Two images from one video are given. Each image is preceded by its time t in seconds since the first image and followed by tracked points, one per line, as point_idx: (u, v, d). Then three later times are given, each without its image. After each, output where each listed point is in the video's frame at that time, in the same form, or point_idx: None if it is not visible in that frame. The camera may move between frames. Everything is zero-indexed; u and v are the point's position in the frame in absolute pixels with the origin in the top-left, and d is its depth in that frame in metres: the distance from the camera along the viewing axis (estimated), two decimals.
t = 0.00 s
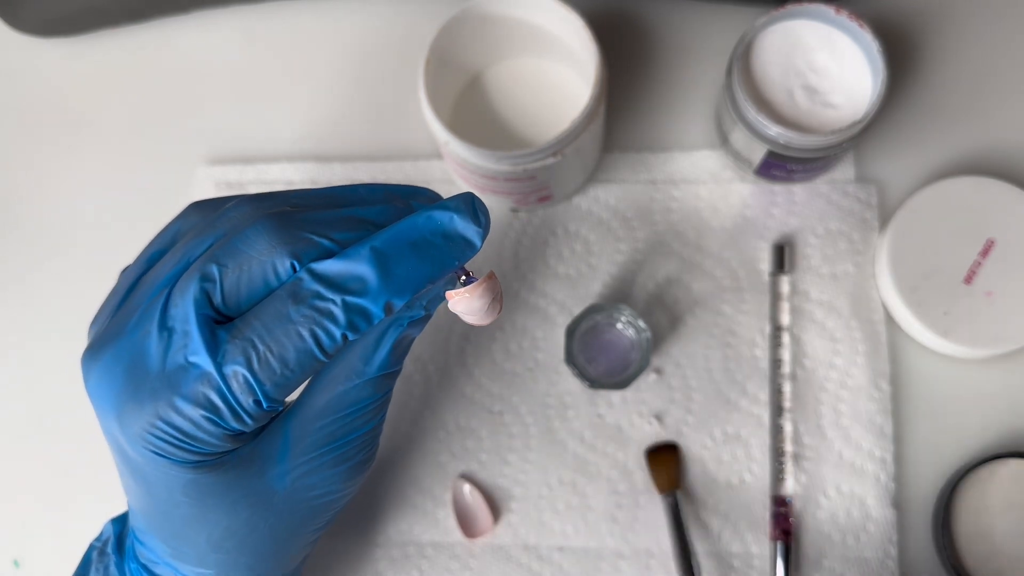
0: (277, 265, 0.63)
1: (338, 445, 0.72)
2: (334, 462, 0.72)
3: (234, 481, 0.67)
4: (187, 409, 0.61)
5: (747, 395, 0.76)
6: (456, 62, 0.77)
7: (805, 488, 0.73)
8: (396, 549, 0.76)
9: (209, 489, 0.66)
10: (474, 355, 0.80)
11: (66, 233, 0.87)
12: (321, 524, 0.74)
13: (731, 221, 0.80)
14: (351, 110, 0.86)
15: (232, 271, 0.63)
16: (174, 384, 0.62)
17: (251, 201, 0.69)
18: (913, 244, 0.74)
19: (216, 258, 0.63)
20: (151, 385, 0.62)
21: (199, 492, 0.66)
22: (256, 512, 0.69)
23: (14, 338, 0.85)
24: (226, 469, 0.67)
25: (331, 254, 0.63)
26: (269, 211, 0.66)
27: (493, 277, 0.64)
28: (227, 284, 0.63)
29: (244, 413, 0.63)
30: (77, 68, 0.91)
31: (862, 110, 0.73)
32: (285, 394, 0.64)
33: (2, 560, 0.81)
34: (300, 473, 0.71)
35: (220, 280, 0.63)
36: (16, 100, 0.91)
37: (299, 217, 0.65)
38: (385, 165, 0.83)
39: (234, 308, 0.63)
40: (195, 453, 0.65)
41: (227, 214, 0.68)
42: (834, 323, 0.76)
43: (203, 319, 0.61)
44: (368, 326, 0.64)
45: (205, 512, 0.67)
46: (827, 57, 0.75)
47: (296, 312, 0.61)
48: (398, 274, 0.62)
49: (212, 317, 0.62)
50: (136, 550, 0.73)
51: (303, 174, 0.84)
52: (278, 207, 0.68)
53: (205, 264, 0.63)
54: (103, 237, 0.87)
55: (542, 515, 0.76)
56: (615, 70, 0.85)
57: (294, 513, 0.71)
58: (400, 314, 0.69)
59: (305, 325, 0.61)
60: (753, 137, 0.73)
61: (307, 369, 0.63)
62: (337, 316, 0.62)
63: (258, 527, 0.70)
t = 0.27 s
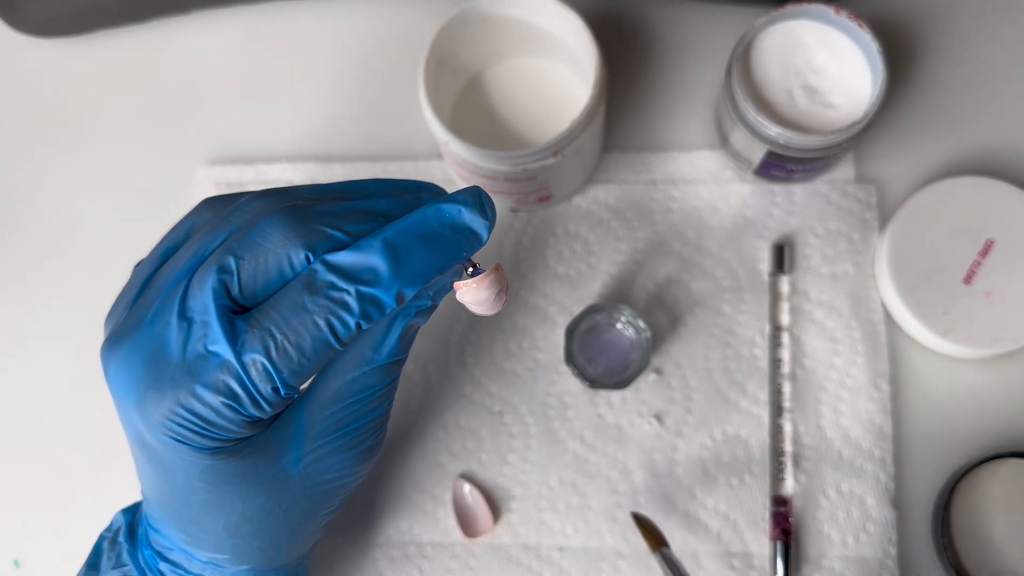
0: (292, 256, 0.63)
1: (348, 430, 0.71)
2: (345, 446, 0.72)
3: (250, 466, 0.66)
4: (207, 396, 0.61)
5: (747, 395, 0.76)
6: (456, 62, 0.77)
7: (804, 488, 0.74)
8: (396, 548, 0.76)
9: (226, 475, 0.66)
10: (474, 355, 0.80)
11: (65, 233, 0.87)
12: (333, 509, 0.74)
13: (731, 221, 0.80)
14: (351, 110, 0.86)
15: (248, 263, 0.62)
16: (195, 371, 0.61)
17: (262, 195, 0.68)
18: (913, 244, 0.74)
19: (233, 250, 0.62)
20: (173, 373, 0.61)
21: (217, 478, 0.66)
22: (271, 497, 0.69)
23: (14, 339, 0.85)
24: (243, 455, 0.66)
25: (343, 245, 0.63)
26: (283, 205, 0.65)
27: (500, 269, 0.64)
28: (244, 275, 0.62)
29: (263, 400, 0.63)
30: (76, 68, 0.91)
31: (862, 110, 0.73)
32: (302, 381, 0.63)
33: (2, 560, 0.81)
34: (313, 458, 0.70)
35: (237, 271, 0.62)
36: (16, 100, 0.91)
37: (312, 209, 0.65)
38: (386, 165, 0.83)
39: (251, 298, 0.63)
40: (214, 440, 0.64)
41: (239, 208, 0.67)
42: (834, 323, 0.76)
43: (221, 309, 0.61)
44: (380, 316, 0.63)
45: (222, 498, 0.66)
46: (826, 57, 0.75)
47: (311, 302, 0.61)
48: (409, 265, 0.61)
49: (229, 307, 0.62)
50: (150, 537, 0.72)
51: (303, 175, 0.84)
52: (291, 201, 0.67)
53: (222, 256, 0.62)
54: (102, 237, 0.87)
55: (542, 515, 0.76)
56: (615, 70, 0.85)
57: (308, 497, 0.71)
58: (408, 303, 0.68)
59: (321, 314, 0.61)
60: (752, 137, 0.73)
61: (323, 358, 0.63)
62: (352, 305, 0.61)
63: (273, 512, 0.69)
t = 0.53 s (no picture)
0: (296, 249, 0.63)
1: (349, 416, 0.72)
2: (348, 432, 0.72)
3: (256, 456, 0.66)
4: (215, 386, 0.60)
5: (746, 395, 0.76)
6: (456, 62, 0.77)
7: (804, 488, 0.74)
8: (396, 548, 0.77)
9: (233, 465, 0.65)
10: (474, 355, 0.80)
11: (65, 233, 0.87)
12: (337, 491, 0.74)
13: (731, 221, 0.80)
14: (351, 110, 0.87)
15: (254, 256, 0.62)
16: (203, 363, 0.61)
17: (267, 190, 0.69)
18: (913, 244, 0.74)
19: (238, 243, 0.62)
20: (182, 364, 0.61)
21: (224, 468, 0.65)
22: (277, 485, 0.68)
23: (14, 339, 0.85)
24: (250, 445, 0.65)
25: (347, 238, 0.63)
26: (286, 199, 0.65)
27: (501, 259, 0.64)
28: (250, 268, 0.62)
29: (270, 390, 0.62)
30: (76, 69, 0.91)
31: (862, 110, 0.73)
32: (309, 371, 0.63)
33: (2, 560, 0.81)
34: (317, 445, 0.71)
35: (243, 264, 0.62)
36: (15, 100, 0.91)
37: (316, 203, 0.65)
38: (386, 165, 0.84)
39: (257, 291, 0.63)
40: (222, 429, 0.63)
41: (244, 203, 0.68)
42: (834, 323, 0.76)
43: (228, 302, 0.61)
44: (384, 307, 0.63)
45: (230, 487, 0.66)
46: (826, 57, 0.75)
47: (316, 293, 0.61)
48: (412, 255, 0.62)
49: (236, 299, 0.62)
50: (158, 528, 0.72)
51: (303, 175, 0.84)
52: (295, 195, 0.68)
53: (227, 250, 0.62)
54: (102, 237, 0.87)
55: (542, 515, 0.76)
56: (615, 70, 0.85)
57: (313, 483, 0.71)
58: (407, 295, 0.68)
59: (326, 305, 0.61)
60: (752, 137, 0.73)
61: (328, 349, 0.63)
62: (356, 296, 0.62)
63: (279, 500, 0.69)
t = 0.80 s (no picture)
0: (299, 243, 0.63)
1: (352, 407, 0.72)
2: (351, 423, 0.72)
3: (261, 448, 0.66)
4: (222, 378, 0.60)
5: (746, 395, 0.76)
6: (456, 62, 0.77)
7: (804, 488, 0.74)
8: (396, 548, 0.77)
9: (238, 457, 0.65)
10: (474, 355, 0.80)
11: (66, 234, 0.87)
12: (340, 481, 0.75)
13: (730, 221, 0.80)
14: (351, 111, 0.87)
15: (257, 251, 0.62)
16: (209, 356, 0.61)
17: (268, 186, 0.68)
18: (913, 244, 0.74)
19: (240, 237, 0.62)
20: (187, 357, 0.61)
21: (230, 460, 0.65)
22: (282, 476, 0.69)
23: (14, 339, 0.85)
24: (255, 437, 0.65)
25: (349, 232, 0.63)
26: (287, 194, 0.65)
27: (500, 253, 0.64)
28: (254, 262, 0.62)
29: (275, 382, 0.62)
30: (77, 69, 0.91)
31: (861, 110, 0.73)
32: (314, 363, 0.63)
33: (2, 560, 0.81)
34: (320, 436, 0.71)
35: (247, 258, 0.62)
36: (16, 101, 0.91)
37: (317, 197, 0.65)
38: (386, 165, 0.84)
39: (261, 285, 0.63)
40: (229, 422, 0.63)
41: (245, 199, 0.67)
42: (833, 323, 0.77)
43: (234, 296, 0.61)
44: (386, 300, 0.64)
45: (235, 479, 0.66)
46: (826, 57, 0.75)
47: (320, 287, 0.61)
48: (413, 247, 0.62)
49: (240, 294, 0.62)
50: (162, 522, 0.72)
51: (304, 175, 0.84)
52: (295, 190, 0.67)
53: (230, 244, 0.62)
54: (103, 237, 0.87)
55: (542, 515, 0.76)
56: (615, 70, 0.85)
57: (315, 473, 0.71)
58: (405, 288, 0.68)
59: (330, 299, 0.61)
60: (752, 138, 0.73)
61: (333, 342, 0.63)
62: (359, 289, 0.62)
63: (284, 491, 0.69)
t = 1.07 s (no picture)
0: (303, 245, 0.63)
1: (357, 409, 0.72)
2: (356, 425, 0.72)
3: (266, 451, 0.66)
4: (226, 382, 0.60)
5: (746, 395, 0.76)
6: (456, 62, 0.77)
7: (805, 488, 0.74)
8: (396, 548, 0.77)
9: (243, 459, 0.65)
10: (474, 355, 0.80)
11: (66, 233, 0.87)
12: (345, 484, 0.75)
13: (730, 221, 0.80)
14: (351, 110, 0.87)
15: (261, 253, 0.62)
16: (213, 359, 0.61)
17: (271, 186, 0.68)
18: (913, 245, 0.75)
19: (245, 239, 0.62)
20: (192, 360, 0.61)
21: (234, 462, 0.65)
22: (286, 479, 0.69)
23: (14, 339, 0.85)
24: (260, 440, 0.65)
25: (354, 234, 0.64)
26: (290, 196, 0.65)
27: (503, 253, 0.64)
28: (258, 265, 0.62)
29: (280, 385, 0.62)
30: (77, 69, 0.91)
31: (862, 110, 0.73)
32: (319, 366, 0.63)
33: (2, 560, 0.81)
34: (325, 439, 0.71)
35: (251, 261, 0.62)
36: (16, 101, 0.91)
37: (321, 199, 0.65)
38: (386, 165, 0.84)
39: (265, 288, 0.63)
40: (234, 425, 0.63)
41: (248, 200, 0.67)
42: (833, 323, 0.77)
43: (238, 299, 0.61)
44: (391, 302, 0.64)
45: (240, 481, 0.66)
46: (826, 58, 0.75)
47: (325, 290, 0.61)
48: (418, 249, 0.62)
49: (244, 296, 0.62)
50: (165, 523, 0.72)
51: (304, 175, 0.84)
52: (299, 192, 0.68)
53: (234, 246, 0.62)
54: (103, 237, 0.87)
55: (542, 515, 0.76)
56: (615, 70, 0.85)
57: (320, 476, 0.71)
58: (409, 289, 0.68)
59: (335, 302, 0.61)
60: (752, 138, 0.73)
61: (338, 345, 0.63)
62: (364, 292, 0.62)
63: (289, 494, 0.69)
